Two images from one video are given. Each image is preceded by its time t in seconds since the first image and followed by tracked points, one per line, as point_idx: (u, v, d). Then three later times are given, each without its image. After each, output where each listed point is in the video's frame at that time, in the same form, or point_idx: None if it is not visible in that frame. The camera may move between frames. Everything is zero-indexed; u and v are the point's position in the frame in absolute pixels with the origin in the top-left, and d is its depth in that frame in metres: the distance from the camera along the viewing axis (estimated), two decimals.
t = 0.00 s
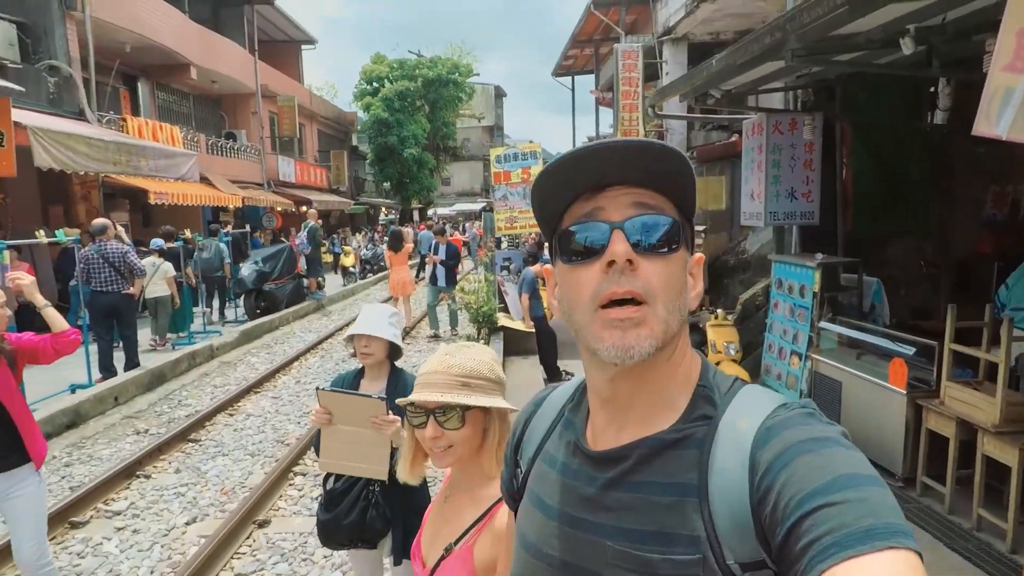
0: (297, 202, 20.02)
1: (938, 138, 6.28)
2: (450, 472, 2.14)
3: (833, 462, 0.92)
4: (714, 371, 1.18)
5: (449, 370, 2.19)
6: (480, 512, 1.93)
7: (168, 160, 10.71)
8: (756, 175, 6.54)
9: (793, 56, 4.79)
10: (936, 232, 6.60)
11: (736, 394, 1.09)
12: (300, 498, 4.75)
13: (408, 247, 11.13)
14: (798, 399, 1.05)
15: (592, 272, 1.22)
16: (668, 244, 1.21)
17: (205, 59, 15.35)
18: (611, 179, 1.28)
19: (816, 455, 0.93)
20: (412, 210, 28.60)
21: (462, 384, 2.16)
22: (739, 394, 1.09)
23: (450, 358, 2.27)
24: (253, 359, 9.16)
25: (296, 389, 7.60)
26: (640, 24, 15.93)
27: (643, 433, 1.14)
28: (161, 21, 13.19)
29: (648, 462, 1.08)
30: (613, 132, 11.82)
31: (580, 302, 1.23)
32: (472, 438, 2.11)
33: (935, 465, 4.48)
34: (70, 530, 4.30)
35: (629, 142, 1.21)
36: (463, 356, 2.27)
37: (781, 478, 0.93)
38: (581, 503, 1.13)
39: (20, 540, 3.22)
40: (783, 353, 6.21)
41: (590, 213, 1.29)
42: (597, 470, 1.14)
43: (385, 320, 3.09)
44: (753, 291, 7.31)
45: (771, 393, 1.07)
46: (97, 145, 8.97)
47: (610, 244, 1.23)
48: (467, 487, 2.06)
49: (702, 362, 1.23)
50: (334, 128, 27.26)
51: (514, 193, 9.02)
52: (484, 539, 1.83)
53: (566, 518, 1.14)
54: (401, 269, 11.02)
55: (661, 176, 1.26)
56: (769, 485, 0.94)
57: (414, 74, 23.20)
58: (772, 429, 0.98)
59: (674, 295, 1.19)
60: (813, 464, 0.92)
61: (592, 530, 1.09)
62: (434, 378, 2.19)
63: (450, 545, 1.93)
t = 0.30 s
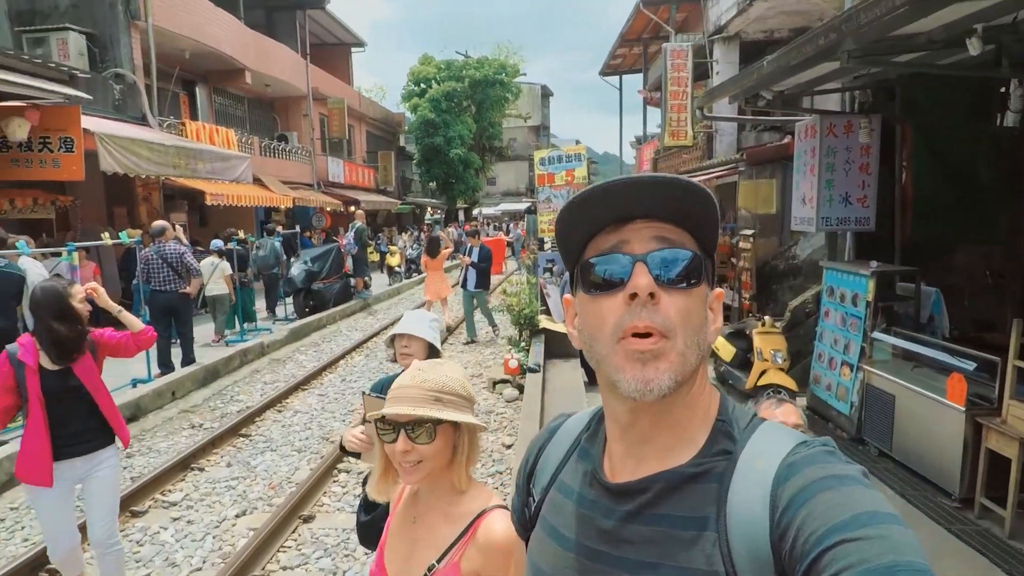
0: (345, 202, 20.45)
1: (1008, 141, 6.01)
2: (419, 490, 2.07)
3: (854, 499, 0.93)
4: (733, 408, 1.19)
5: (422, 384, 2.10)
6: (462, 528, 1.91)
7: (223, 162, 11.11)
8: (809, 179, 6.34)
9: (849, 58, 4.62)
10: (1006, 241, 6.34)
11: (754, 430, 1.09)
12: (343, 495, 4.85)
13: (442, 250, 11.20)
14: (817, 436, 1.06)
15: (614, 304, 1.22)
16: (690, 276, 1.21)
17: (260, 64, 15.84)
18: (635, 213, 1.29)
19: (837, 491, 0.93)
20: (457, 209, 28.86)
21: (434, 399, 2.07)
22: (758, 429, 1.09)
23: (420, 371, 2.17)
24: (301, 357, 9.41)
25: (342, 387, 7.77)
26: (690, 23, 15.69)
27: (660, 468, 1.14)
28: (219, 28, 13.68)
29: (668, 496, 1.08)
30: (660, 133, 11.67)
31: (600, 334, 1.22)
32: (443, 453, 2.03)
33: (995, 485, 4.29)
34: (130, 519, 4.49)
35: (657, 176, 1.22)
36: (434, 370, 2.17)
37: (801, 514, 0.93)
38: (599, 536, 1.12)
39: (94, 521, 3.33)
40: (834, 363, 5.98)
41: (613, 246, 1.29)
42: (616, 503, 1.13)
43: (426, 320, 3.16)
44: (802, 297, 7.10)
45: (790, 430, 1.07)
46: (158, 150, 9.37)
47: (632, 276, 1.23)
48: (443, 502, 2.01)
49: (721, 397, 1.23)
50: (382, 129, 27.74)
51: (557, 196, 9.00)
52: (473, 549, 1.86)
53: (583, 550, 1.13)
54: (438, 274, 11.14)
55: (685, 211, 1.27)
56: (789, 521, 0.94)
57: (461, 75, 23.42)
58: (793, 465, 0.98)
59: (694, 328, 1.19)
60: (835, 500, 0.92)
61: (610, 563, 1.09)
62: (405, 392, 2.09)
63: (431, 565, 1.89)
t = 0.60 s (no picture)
0: (380, 182, 20.54)
1: None
2: (401, 495, 2.06)
3: (878, 513, 0.97)
4: (753, 418, 1.23)
5: (424, 385, 2.13)
6: (451, 532, 1.97)
7: (260, 143, 11.26)
8: (855, 160, 6.11)
9: (901, 34, 4.41)
10: None
11: (776, 442, 1.14)
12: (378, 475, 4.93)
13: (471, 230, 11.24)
14: (839, 450, 1.10)
15: (636, 313, 1.26)
16: (713, 288, 1.24)
17: (296, 44, 15.92)
18: (660, 223, 1.31)
19: (862, 505, 0.98)
20: (490, 189, 28.77)
21: (432, 400, 2.09)
22: (780, 441, 1.13)
23: (423, 373, 2.20)
24: (337, 337, 9.57)
25: (377, 368, 7.89)
26: None
27: (680, 479, 1.19)
28: (256, 9, 13.78)
29: (688, 507, 1.12)
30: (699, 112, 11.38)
31: (621, 343, 1.26)
32: (432, 457, 2.05)
33: None
34: (175, 494, 4.64)
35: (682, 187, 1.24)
36: (436, 373, 2.21)
37: (825, 529, 0.97)
38: (619, 545, 1.16)
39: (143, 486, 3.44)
40: (876, 350, 5.80)
41: (637, 255, 1.32)
42: (635, 513, 1.18)
43: (454, 308, 3.15)
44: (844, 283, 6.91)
45: (813, 444, 1.11)
46: (197, 131, 9.53)
47: (654, 288, 1.26)
48: (428, 508, 2.03)
49: (742, 408, 1.26)
50: (416, 109, 27.70)
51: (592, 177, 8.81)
52: (464, 552, 1.94)
53: (603, 559, 1.18)
54: (466, 253, 11.18)
55: (709, 221, 1.29)
56: (812, 535, 0.98)
57: (495, 53, 23.18)
58: (817, 479, 1.03)
59: (717, 339, 1.22)
60: (859, 515, 0.97)
61: (630, 571, 1.13)
62: (405, 390, 2.11)
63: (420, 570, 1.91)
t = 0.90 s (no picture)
0: (400, 161, 20.52)
1: None
2: (424, 480, 2.03)
3: (894, 506, 0.96)
4: (768, 410, 1.22)
5: (445, 363, 2.12)
6: (482, 510, 1.98)
7: (280, 123, 11.27)
8: (885, 135, 5.93)
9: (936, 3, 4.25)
10: None
11: (790, 434, 1.13)
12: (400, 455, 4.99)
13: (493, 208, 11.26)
14: (856, 444, 1.09)
15: (644, 316, 1.24)
16: (724, 288, 1.22)
17: (315, 22, 15.84)
18: (670, 221, 1.28)
19: (876, 497, 0.97)
20: (510, 167, 28.61)
21: (456, 378, 2.09)
22: (795, 433, 1.13)
23: (447, 353, 2.19)
24: (359, 316, 9.65)
25: (398, 347, 7.95)
26: None
27: (692, 472, 1.18)
28: None
29: (700, 500, 1.12)
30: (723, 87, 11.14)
31: (628, 345, 1.25)
32: (455, 438, 2.04)
33: None
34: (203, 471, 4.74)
35: (691, 187, 1.21)
36: (458, 354, 2.19)
37: (839, 522, 0.96)
38: (631, 536, 1.17)
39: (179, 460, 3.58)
40: (903, 331, 5.69)
41: (646, 254, 1.29)
42: (647, 505, 1.18)
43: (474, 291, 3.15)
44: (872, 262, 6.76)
45: (829, 436, 1.10)
46: (219, 111, 9.57)
47: (664, 290, 1.24)
48: (455, 490, 2.03)
49: (757, 399, 1.25)
50: (435, 86, 27.52)
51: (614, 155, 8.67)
52: (498, 526, 1.97)
53: (616, 549, 1.19)
54: (487, 232, 11.17)
55: (719, 219, 1.25)
56: (827, 529, 0.97)
57: (515, 28, 22.88)
58: (832, 473, 1.02)
59: (730, 339, 1.21)
60: (875, 508, 0.96)
61: (642, 563, 1.14)
62: (430, 368, 2.09)
63: (460, 553, 1.91)
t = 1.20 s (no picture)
0: (411, 157, 20.56)
1: None
2: (458, 474, 2.03)
3: (895, 491, 0.96)
4: (772, 398, 1.23)
5: (468, 356, 2.09)
6: (521, 492, 1.99)
7: (292, 121, 11.33)
8: (899, 117, 5.86)
9: None
10: None
11: (794, 423, 1.14)
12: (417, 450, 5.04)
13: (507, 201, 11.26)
14: (859, 431, 1.10)
15: (645, 313, 1.26)
16: (724, 283, 1.23)
17: (324, 19, 15.90)
18: (669, 217, 1.29)
19: (878, 484, 0.97)
20: (521, 160, 28.56)
21: (482, 369, 2.08)
22: (798, 421, 1.14)
23: (467, 345, 2.17)
24: (373, 313, 9.71)
25: (413, 343, 7.99)
26: None
27: (696, 462, 1.20)
28: None
29: (704, 489, 1.14)
30: (734, 74, 11.03)
31: (630, 342, 1.27)
32: (487, 428, 2.04)
33: None
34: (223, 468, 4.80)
35: (689, 186, 1.22)
36: (478, 344, 2.18)
37: (840, 510, 0.97)
38: (637, 526, 1.19)
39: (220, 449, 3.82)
40: (922, 314, 5.64)
41: (645, 251, 1.30)
42: (653, 495, 1.20)
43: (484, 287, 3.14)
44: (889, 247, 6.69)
45: (832, 424, 1.11)
46: (231, 111, 9.66)
47: (664, 287, 1.25)
48: (492, 480, 2.03)
49: (760, 387, 1.27)
50: (445, 81, 27.52)
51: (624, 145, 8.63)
52: (541, 505, 1.96)
53: (625, 540, 1.20)
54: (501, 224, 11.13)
55: (720, 213, 1.26)
56: (829, 516, 0.98)
57: (523, 21, 22.84)
58: (834, 460, 1.03)
59: (732, 333, 1.22)
60: (876, 494, 0.96)
61: (649, 552, 1.16)
62: (455, 362, 2.08)
63: (508, 539, 1.92)
